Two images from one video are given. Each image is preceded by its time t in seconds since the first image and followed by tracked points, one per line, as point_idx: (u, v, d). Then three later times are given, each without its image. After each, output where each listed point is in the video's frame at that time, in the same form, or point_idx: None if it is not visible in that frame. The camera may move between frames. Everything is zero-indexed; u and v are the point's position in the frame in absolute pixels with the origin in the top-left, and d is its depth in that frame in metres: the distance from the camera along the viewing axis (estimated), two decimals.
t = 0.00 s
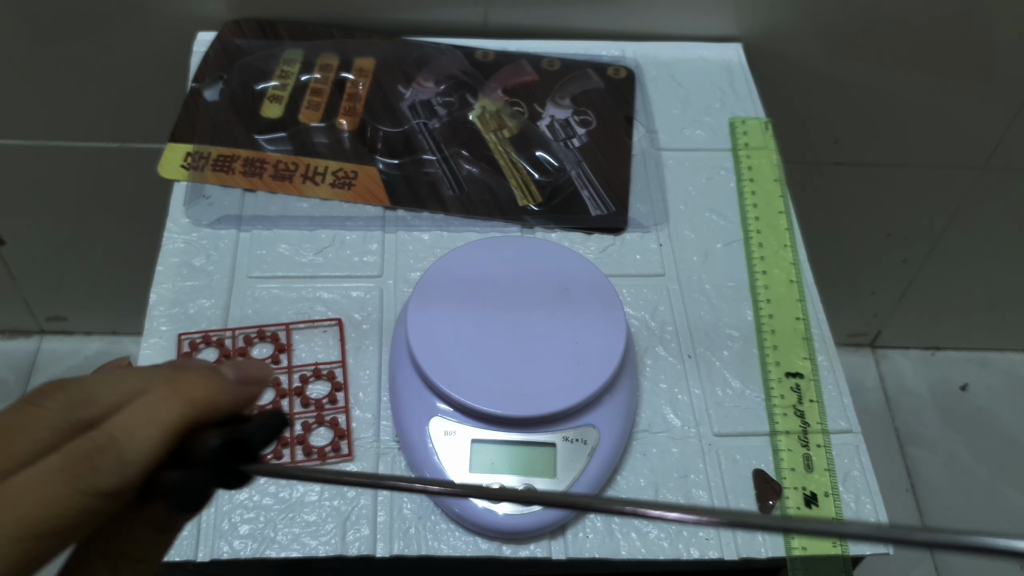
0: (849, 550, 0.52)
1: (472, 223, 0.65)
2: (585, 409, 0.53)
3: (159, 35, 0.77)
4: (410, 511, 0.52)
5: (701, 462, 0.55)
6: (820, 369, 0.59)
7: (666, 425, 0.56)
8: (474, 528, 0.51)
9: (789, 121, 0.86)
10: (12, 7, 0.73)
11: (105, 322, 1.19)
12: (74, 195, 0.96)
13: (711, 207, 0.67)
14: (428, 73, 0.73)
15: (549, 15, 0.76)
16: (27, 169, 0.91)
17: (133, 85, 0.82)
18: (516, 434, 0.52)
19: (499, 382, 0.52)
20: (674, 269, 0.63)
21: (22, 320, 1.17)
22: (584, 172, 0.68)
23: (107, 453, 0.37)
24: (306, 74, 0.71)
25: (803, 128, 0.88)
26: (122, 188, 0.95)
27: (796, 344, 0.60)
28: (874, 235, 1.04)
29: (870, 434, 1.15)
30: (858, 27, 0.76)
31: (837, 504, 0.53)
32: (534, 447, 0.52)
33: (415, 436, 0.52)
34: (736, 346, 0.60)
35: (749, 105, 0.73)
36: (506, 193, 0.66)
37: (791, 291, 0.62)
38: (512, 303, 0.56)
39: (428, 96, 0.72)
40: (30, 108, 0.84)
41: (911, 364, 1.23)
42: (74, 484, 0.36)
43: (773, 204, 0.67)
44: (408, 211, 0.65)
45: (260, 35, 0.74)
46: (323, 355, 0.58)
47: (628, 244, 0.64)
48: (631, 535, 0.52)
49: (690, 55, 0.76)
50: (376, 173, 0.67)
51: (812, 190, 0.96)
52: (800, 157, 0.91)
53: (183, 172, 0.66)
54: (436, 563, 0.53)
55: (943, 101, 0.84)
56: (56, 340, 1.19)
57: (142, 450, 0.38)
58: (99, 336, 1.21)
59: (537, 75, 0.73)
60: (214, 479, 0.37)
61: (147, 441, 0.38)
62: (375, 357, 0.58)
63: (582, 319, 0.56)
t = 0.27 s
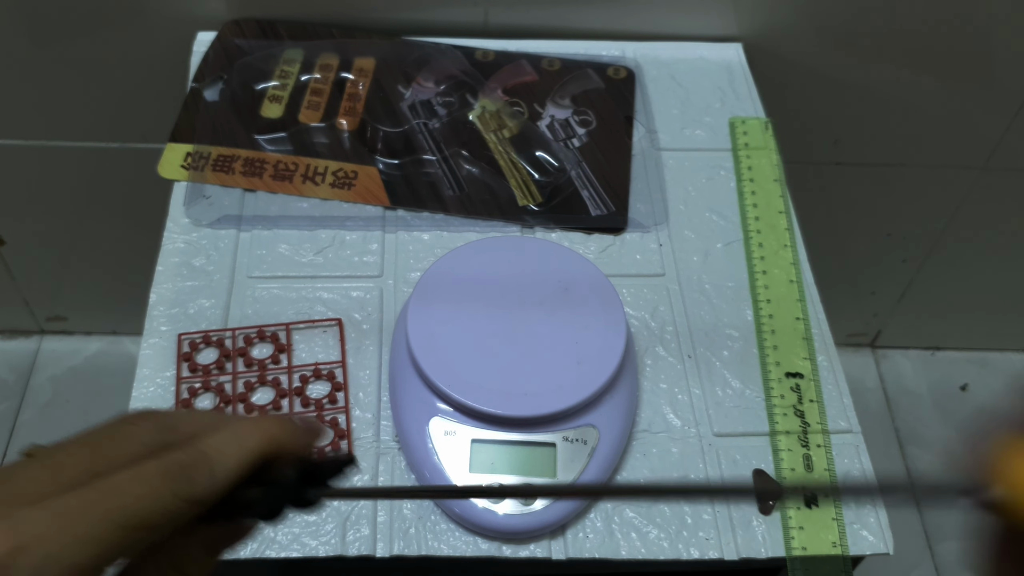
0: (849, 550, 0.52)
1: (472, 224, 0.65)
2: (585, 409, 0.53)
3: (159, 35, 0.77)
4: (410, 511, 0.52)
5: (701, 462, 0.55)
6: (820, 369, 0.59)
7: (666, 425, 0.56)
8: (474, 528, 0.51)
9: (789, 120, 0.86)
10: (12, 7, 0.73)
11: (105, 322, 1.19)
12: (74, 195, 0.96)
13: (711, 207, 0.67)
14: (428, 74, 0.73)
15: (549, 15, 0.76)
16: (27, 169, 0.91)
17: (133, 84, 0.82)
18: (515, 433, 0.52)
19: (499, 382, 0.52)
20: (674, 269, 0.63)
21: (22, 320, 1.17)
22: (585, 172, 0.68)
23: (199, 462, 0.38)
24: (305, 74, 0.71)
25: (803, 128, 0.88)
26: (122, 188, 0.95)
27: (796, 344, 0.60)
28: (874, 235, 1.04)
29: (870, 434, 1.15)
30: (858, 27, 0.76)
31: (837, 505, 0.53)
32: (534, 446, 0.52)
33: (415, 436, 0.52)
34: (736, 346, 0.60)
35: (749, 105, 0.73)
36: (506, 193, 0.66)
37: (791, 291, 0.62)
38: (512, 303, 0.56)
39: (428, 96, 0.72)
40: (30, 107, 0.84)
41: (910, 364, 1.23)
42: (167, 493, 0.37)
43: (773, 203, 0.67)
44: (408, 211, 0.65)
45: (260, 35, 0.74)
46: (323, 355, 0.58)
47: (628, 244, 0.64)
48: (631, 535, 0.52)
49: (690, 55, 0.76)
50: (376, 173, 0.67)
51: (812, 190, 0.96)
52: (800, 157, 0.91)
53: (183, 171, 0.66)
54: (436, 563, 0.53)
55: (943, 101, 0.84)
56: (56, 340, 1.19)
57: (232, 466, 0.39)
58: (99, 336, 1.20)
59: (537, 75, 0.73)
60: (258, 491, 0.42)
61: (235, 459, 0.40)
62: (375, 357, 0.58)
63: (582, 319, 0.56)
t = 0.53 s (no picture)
0: (849, 550, 0.52)
1: (472, 224, 0.65)
2: (586, 409, 0.53)
3: (158, 35, 0.77)
4: (410, 511, 0.52)
5: (701, 462, 0.55)
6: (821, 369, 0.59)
7: (666, 425, 0.56)
8: (474, 528, 0.51)
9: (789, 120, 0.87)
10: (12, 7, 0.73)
11: (105, 322, 1.18)
12: (75, 195, 0.96)
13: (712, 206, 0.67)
14: (428, 74, 0.73)
15: (549, 15, 0.76)
16: (27, 169, 0.91)
17: (133, 84, 0.82)
18: (516, 434, 0.52)
19: (499, 382, 0.52)
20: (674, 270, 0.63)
21: (21, 320, 1.17)
22: (584, 172, 0.68)
23: (244, 481, 0.45)
24: (306, 74, 0.71)
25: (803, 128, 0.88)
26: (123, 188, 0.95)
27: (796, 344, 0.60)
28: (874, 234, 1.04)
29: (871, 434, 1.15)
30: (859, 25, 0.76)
31: (837, 505, 0.53)
32: (534, 446, 0.52)
33: (415, 436, 0.52)
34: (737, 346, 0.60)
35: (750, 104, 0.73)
36: (506, 193, 0.66)
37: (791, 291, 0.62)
38: (512, 303, 0.56)
39: (428, 96, 0.72)
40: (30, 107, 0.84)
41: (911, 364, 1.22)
42: (212, 499, 0.43)
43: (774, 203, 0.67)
44: (408, 211, 0.65)
45: (260, 35, 0.74)
46: (323, 355, 0.58)
47: (628, 244, 0.64)
48: (631, 535, 0.52)
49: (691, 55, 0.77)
50: (376, 173, 0.67)
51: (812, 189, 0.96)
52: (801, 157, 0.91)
53: (183, 171, 0.66)
54: (437, 563, 0.53)
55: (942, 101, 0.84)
56: (56, 340, 1.19)
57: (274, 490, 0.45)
58: (99, 336, 1.20)
59: (537, 75, 0.73)
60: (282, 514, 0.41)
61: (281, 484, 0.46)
62: (375, 357, 0.58)
63: (582, 320, 0.55)
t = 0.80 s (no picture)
0: (849, 550, 0.52)
1: (472, 224, 0.65)
2: (585, 409, 0.53)
3: (159, 35, 0.77)
4: (410, 511, 0.52)
5: (701, 462, 0.55)
6: (820, 368, 0.59)
7: (666, 425, 0.56)
8: (474, 528, 0.51)
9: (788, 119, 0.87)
10: (12, 7, 0.73)
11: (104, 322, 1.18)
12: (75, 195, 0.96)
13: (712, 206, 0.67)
14: (428, 74, 0.73)
15: (549, 15, 0.76)
16: (27, 169, 0.91)
17: (133, 84, 0.82)
18: (515, 433, 0.52)
19: (499, 381, 0.52)
20: (674, 270, 0.63)
21: (20, 320, 1.16)
22: (584, 172, 0.68)
23: (311, 512, 0.46)
24: (306, 74, 0.71)
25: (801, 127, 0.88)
26: (123, 188, 0.95)
27: (796, 344, 0.60)
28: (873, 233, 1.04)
29: (870, 434, 1.15)
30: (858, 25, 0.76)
31: (837, 505, 0.53)
32: (534, 446, 0.52)
33: (414, 435, 0.52)
34: (736, 345, 0.60)
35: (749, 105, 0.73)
36: (506, 193, 0.66)
37: (791, 291, 0.62)
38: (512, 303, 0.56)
39: (428, 96, 0.72)
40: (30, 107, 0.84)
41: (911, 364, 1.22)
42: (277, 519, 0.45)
43: (773, 203, 0.67)
44: (408, 211, 0.65)
45: (260, 35, 0.74)
46: (323, 355, 0.58)
47: (628, 244, 0.64)
48: (631, 535, 0.52)
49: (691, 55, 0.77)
50: (376, 172, 0.67)
51: (811, 189, 0.96)
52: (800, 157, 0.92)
53: (183, 172, 0.66)
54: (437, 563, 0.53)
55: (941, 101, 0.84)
56: (55, 341, 1.19)
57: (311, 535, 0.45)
58: (99, 336, 1.20)
59: (537, 75, 0.73)
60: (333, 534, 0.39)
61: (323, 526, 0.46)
62: (375, 357, 0.58)
63: (582, 320, 0.55)
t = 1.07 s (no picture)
0: (852, 552, 0.51)
1: (471, 223, 0.64)
2: (586, 410, 0.52)
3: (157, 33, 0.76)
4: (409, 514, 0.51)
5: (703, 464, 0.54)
6: (823, 370, 0.58)
7: (668, 427, 0.55)
8: (473, 531, 0.50)
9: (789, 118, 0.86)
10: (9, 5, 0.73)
11: (101, 322, 1.17)
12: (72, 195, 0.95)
13: (713, 206, 0.66)
14: (427, 72, 0.72)
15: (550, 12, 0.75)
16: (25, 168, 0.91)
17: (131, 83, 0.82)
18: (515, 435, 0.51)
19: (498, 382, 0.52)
20: (675, 270, 0.63)
21: (17, 320, 1.16)
22: (585, 171, 0.67)
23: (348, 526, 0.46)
24: (304, 72, 0.71)
25: (802, 125, 0.88)
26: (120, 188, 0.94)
27: (799, 344, 0.59)
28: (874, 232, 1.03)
29: (873, 434, 1.14)
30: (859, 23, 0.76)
31: (841, 507, 0.53)
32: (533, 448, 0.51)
33: (413, 437, 0.52)
34: (738, 346, 0.59)
35: (751, 104, 0.73)
36: (506, 192, 0.66)
37: (794, 291, 0.62)
38: (511, 304, 0.55)
39: (427, 94, 0.71)
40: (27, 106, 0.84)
41: (913, 366, 1.20)
42: (313, 533, 0.45)
43: (775, 202, 0.67)
44: (407, 211, 0.64)
45: (259, 33, 0.74)
46: (321, 356, 0.57)
47: (630, 244, 0.64)
48: (631, 538, 0.51)
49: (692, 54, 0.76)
50: (374, 171, 0.66)
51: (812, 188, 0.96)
52: (801, 156, 0.91)
53: (180, 171, 0.65)
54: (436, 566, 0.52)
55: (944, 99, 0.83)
56: (54, 341, 1.17)
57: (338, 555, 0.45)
58: (95, 338, 1.17)
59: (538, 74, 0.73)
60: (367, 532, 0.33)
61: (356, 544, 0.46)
62: (374, 358, 0.57)
63: (583, 320, 0.55)
